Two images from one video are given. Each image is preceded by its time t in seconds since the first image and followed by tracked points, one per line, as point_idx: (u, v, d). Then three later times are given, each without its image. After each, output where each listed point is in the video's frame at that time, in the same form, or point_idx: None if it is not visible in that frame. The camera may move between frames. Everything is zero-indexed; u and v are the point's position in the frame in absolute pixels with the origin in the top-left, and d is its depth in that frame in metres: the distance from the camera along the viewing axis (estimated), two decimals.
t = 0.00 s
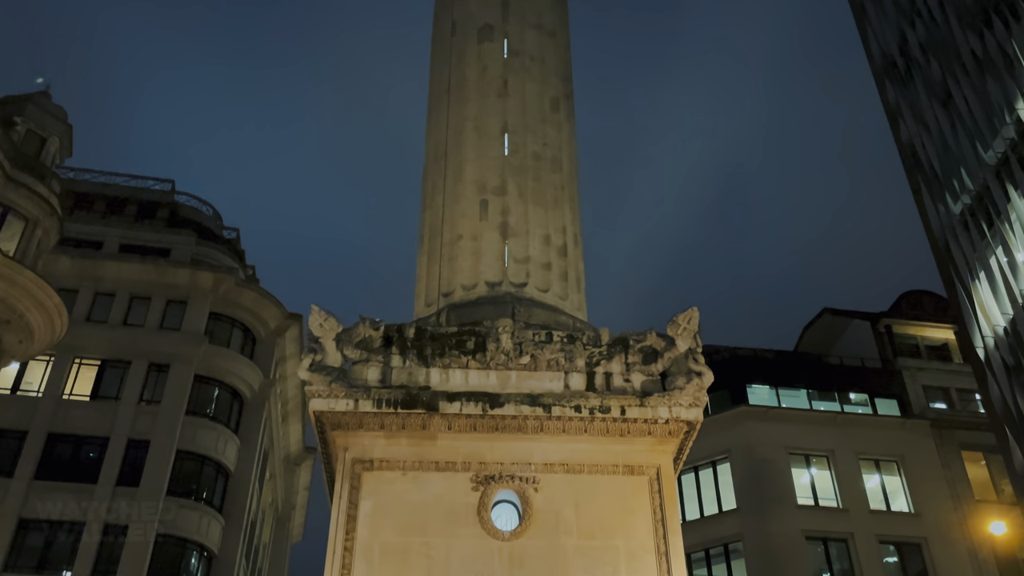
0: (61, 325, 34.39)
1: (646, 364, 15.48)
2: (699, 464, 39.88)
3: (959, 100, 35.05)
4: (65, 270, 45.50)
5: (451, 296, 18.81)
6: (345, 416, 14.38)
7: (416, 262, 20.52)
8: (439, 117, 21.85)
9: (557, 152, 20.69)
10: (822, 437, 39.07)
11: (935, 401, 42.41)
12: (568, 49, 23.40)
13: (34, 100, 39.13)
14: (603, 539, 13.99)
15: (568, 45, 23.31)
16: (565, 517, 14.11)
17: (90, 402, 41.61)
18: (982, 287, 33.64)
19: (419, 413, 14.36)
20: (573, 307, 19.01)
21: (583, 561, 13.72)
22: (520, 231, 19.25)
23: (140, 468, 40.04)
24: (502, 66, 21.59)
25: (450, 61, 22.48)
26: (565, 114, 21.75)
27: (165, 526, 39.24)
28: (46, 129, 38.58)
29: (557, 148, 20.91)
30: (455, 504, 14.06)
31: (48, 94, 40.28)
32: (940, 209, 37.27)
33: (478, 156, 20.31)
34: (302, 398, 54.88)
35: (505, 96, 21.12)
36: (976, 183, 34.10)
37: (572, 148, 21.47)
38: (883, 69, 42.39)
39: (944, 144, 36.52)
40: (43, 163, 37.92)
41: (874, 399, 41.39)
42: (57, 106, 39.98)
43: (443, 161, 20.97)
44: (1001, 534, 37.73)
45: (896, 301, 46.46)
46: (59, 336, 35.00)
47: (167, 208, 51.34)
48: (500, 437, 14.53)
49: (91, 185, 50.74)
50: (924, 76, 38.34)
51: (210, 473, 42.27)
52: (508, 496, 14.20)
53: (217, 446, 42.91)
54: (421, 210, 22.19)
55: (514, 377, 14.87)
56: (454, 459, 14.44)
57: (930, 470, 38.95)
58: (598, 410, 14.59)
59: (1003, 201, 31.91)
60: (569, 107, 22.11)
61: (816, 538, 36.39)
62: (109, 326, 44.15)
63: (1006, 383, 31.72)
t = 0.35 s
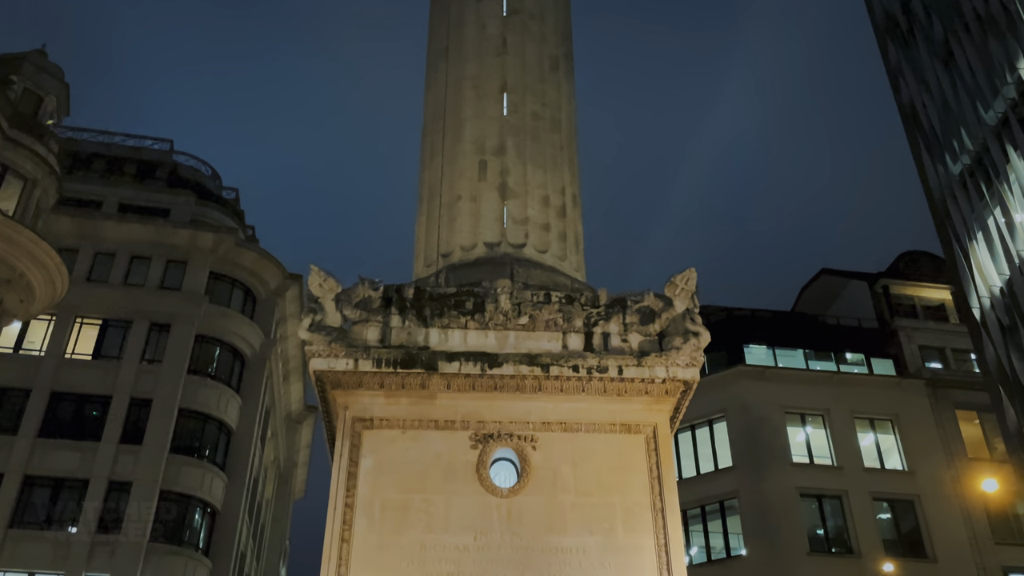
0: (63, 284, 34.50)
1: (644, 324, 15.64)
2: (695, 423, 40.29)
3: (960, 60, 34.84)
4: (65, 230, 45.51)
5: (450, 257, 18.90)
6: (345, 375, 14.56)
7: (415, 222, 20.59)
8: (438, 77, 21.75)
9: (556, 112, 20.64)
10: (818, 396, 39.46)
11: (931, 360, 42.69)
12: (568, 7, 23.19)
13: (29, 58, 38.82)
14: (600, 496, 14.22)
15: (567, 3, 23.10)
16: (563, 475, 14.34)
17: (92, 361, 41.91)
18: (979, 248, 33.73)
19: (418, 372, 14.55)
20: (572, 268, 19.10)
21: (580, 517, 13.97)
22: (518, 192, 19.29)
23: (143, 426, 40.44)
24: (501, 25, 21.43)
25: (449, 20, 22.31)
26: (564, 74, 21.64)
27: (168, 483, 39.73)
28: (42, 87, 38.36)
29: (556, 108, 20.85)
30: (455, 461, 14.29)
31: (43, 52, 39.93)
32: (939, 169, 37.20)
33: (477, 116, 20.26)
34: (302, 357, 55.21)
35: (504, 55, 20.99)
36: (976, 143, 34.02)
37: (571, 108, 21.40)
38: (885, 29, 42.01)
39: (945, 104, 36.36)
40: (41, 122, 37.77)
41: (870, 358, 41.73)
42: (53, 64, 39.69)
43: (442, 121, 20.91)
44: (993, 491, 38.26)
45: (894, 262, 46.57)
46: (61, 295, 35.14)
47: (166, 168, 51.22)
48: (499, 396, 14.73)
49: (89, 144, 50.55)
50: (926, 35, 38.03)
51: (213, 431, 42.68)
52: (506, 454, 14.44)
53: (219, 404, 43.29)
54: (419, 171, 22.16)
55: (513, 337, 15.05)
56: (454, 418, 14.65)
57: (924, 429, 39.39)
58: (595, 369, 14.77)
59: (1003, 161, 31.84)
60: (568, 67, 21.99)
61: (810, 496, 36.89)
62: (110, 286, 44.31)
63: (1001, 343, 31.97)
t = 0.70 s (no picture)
0: (62, 244, 34.49)
1: (641, 284, 15.78)
2: (692, 382, 40.63)
3: (963, 18, 34.56)
4: (63, 190, 45.45)
5: (448, 217, 18.96)
6: (345, 334, 14.72)
7: (414, 182, 20.62)
8: (436, 36, 21.64)
9: (555, 71, 20.55)
10: (814, 356, 39.77)
11: (927, 320, 42.90)
12: None
13: (24, 15, 38.42)
14: (597, 454, 14.45)
15: None
16: (561, 433, 14.56)
17: (94, 320, 42.13)
18: (977, 208, 33.74)
19: (417, 332, 14.70)
20: (571, 229, 19.16)
21: (577, 474, 14.21)
22: (517, 151, 19.27)
23: (145, 385, 40.77)
24: None
25: None
26: (563, 33, 21.51)
27: (171, 440, 40.13)
28: (38, 45, 38.06)
29: (555, 66, 20.75)
30: (453, 419, 14.51)
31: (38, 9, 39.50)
32: (939, 129, 37.08)
33: (475, 75, 20.18)
34: (303, 316, 55.44)
35: (503, 14, 20.86)
36: (976, 103, 33.87)
37: (570, 67, 21.31)
38: None
39: (946, 63, 36.14)
40: (37, 80, 37.54)
41: (867, 318, 41.77)
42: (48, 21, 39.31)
43: (441, 80, 20.84)
44: (986, 449, 38.71)
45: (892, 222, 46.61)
46: (61, 254, 35.16)
47: (164, 127, 51.01)
48: (498, 355, 14.91)
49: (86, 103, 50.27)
50: None
51: (215, 389, 43.01)
52: (505, 412, 14.65)
53: (220, 363, 43.61)
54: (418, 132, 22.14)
55: (511, 297, 15.19)
56: (453, 377, 14.84)
57: (919, 388, 39.78)
58: (593, 329, 14.93)
59: (1003, 121, 31.73)
60: (568, 25, 21.86)
61: (805, 454, 37.33)
62: (109, 246, 44.37)
63: (997, 303, 32.14)
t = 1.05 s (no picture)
0: (61, 203, 34.50)
1: (639, 245, 15.88)
2: (689, 341, 40.89)
3: None
4: (61, 148, 45.28)
5: (447, 177, 18.97)
6: (344, 294, 14.84)
7: (412, 142, 20.59)
8: None
9: (554, 29, 20.44)
10: (811, 315, 40.01)
11: (924, 280, 43.03)
12: None
13: None
14: (594, 412, 14.65)
15: None
16: (558, 391, 14.75)
17: (94, 279, 42.26)
18: (976, 168, 33.71)
19: (416, 292, 14.82)
20: (569, 188, 19.19)
21: (574, 432, 14.43)
22: (516, 111, 19.22)
23: (147, 343, 41.03)
24: None
25: None
26: None
27: (173, 398, 40.50)
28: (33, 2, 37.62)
29: (554, 24, 20.62)
30: (452, 377, 14.70)
31: None
32: (939, 88, 36.91)
33: (474, 33, 20.04)
34: (302, 275, 55.58)
35: None
36: (978, 62, 33.65)
37: (569, 25, 21.19)
38: None
39: (948, 21, 35.85)
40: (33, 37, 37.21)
41: (864, 279, 42.12)
42: None
43: (439, 38, 20.71)
44: (979, 407, 39.12)
45: (891, 181, 46.58)
46: (60, 213, 35.20)
47: (162, 86, 50.68)
48: (497, 315, 15.05)
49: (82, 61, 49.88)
50: None
51: (215, 348, 43.31)
52: (503, 371, 14.84)
53: (221, 322, 43.82)
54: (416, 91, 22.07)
55: (509, 258, 15.30)
56: (451, 336, 15.00)
57: (914, 347, 40.08)
58: (591, 290, 15.05)
59: (1004, 80, 31.56)
60: None
61: (800, 412, 37.71)
62: (109, 205, 44.35)
63: (994, 263, 32.25)
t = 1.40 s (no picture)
0: (60, 163, 34.35)
1: (639, 204, 15.96)
2: (687, 301, 41.06)
3: None
4: (59, 106, 44.99)
5: (446, 136, 18.95)
6: (344, 253, 14.96)
7: (411, 101, 20.52)
8: None
9: None
10: (809, 274, 40.17)
11: (922, 239, 43.07)
12: None
13: None
14: (592, 370, 14.83)
15: None
16: (557, 350, 14.92)
17: (94, 238, 42.29)
18: (977, 126, 33.62)
19: (416, 252, 14.93)
20: (569, 147, 19.18)
21: (573, 390, 14.63)
22: (515, 69, 19.13)
23: (148, 302, 41.19)
24: None
25: None
26: None
27: (175, 356, 40.78)
28: None
29: None
30: (452, 336, 14.85)
31: None
32: (942, 45, 36.65)
33: None
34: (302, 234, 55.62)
35: None
36: (980, 19, 33.38)
37: None
38: None
39: None
40: None
41: (862, 238, 42.17)
42: None
43: None
44: (974, 365, 39.47)
45: (892, 139, 46.43)
46: (60, 172, 35.07)
47: (158, 43, 50.21)
48: (496, 274, 15.18)
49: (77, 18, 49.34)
50: None
51: (216, 306, 43.50)
52: (502, 329, 15.00)
53: (222, 281, 43.94)
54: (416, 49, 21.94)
55: (509, 217, 15.39)
56: (451, 295, 15.13)
57: (912, 306, 40.29)
58: (590, 249, 15.16)
59: (1005, 37, 31.36)
60: None
61: (797, 370, 38.03)
62: (107, 164, 44.21)
63: (992, 221, 32.30)
